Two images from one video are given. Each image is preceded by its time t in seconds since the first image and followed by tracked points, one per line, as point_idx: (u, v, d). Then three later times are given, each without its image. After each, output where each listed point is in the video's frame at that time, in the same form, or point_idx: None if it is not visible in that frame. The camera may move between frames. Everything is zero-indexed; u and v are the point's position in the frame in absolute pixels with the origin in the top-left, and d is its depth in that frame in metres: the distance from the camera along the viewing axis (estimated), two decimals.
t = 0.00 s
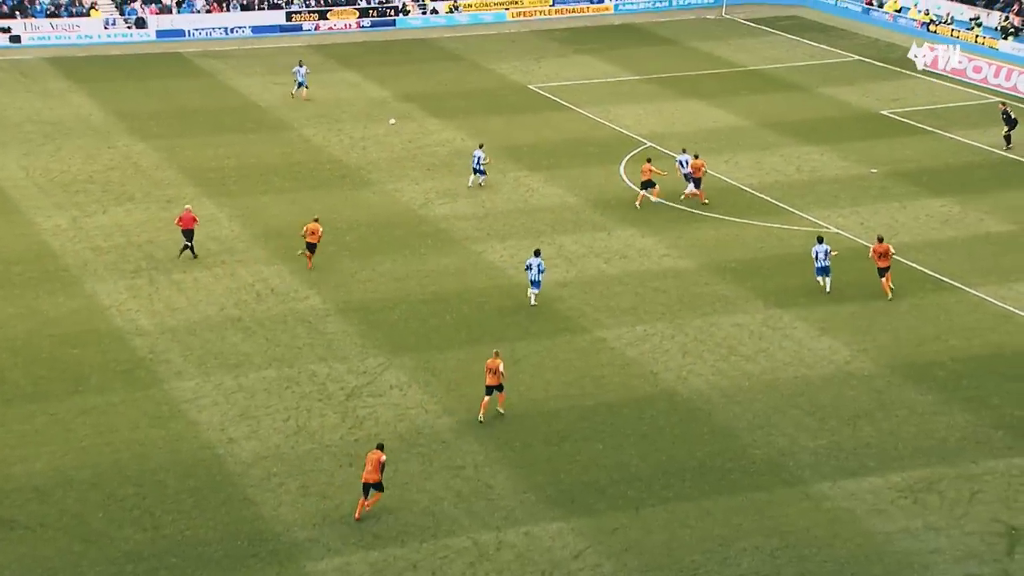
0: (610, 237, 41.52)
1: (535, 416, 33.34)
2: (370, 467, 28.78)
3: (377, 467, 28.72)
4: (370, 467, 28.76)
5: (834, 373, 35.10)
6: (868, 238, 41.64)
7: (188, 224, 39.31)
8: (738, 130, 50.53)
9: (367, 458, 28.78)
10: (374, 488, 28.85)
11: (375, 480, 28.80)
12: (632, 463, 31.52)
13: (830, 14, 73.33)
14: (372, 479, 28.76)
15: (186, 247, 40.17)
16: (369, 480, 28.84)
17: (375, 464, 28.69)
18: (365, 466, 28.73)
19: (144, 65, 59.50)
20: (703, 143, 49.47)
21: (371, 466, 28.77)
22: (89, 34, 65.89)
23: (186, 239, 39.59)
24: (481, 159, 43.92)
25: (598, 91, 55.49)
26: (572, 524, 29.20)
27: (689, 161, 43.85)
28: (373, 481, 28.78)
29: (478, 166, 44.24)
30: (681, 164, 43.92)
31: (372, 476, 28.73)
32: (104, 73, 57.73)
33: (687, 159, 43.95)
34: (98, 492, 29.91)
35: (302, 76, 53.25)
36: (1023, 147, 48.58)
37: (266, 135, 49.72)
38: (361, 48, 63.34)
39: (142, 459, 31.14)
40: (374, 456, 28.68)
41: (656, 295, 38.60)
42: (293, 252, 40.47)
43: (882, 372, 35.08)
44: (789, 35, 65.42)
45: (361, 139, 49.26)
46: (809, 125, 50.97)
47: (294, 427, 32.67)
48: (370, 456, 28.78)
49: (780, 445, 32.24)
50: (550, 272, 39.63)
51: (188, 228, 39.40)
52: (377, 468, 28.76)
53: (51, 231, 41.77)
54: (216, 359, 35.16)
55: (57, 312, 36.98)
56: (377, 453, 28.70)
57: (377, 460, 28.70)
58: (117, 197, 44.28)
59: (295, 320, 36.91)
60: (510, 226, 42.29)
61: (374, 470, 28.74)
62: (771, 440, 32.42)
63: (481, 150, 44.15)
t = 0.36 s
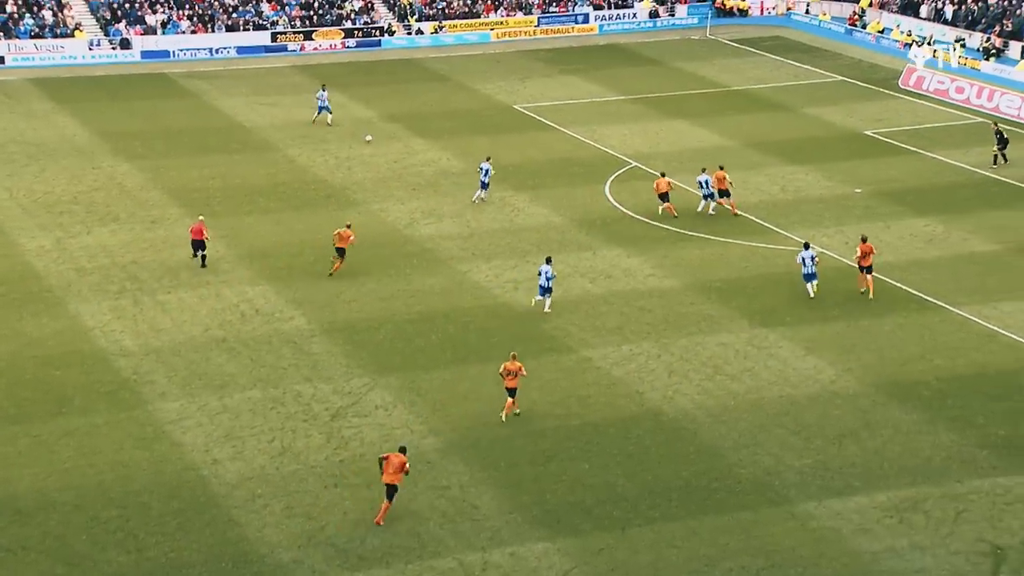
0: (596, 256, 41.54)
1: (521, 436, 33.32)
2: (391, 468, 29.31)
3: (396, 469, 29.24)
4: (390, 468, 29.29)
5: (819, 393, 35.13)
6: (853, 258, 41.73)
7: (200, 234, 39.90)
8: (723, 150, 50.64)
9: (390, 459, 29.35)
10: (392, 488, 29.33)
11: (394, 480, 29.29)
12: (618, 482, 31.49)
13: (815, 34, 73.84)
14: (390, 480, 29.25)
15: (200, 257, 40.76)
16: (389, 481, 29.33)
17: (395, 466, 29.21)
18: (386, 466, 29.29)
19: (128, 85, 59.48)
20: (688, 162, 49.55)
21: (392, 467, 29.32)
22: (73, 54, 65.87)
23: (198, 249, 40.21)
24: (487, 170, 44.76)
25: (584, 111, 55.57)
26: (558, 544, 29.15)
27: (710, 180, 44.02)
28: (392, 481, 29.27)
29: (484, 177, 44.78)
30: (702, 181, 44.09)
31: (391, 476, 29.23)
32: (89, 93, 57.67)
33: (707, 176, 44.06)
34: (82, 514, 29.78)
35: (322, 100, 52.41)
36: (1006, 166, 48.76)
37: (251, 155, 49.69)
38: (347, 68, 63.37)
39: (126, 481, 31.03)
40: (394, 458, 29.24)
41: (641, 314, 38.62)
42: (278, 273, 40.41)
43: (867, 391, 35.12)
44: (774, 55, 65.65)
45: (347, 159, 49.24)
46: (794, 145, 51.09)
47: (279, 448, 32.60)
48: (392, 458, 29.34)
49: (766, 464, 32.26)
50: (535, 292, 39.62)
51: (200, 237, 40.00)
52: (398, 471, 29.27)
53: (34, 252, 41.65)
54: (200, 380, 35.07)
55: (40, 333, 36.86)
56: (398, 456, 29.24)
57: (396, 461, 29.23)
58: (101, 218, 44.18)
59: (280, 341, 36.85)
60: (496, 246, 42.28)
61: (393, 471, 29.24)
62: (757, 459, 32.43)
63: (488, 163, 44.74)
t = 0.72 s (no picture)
0: (579, 270, 40.75)
1: (502, 456, 32.50)
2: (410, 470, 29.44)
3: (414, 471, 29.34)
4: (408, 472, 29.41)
5: (807, 410, 34.38)
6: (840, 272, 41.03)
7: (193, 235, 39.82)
8: (707, 163, 49.90)
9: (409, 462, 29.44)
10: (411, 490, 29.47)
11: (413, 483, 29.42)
12: (602, 502, 30.68)
13: (801, 44, 73.22)
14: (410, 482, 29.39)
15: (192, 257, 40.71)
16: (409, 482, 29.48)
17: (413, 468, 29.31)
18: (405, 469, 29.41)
19: (97, 96, 58.53)
20: (672, 175, 48.80)
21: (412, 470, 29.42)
22: (41, 65, 64.87)
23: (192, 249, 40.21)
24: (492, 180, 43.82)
25: (565, 122, 54.82)
26: (540, 566, 28.30)
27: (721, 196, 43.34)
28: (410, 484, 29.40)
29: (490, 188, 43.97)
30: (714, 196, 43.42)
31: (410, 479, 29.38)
32: (59, 105, 56.71)
33: (718, 193, 43.34)
34: (49, 538, 28.81)
35: (334, 116, 50.92)
36: (994, 179, 48.15)
37: (225, 168, 48.81)
38: (324, 79, 62.52)
39: (95, 504, 30.10)
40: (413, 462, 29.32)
41: (625, 330, 37.83)
42: (253, 288, 39.53)
43: (856, 408, 34.38)
44: (759, 66, 65.01)
45: (324, 172, 48.41)
46: (779, 157, 50.42)
47: (254, 469, 31.73)
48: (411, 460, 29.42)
49: (753, 483, 31.48)
50: (517, 307, 38.79)
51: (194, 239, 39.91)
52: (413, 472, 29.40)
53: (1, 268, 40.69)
54: (173, 399, 34.17)
55: (7, 351, 35.88)
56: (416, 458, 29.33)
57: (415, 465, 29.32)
58: (70, 233, 43.24)
59: (255, 358, 35.97)
60: (477, 261, 41.45)
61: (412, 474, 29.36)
62: (743, 478, 31.66)
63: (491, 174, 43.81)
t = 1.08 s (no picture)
0: (554, 280, 39.71)
1: (475, 473, 31.43)
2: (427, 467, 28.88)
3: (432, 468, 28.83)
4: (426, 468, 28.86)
5: (788, 424, 33.42)
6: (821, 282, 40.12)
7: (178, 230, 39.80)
8: (684, 171, 48.97)
9: (423, 457, 28.86)
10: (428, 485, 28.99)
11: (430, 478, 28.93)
12: (578, 520, 29.63)
13: (780, 49, 72.51)
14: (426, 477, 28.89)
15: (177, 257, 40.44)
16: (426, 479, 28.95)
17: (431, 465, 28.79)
18: (421, 466, 28.81)
19: (54, 103, 57.27)
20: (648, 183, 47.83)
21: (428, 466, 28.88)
22: None
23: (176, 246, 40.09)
24: (492, 185, 43.11)
25: (538, 130, 53.80)
26: None
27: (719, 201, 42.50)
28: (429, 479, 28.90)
29: (489, 193, 43.15)
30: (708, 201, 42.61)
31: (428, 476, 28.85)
32: (16, 113, 55.43)
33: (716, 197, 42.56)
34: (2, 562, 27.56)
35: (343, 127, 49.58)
36: (975, 187, 47.34)
37: (187, 177, 47.63)
38: (290, 85, 61.35)
39: (51, 526, 28.88)
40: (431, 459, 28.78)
41: (601, 343, 36.82)
42: (216, 301, 38.37)
43: (838, 423, 33.43)
44: (736, 72, 64.12)
45: (291, 181, 47.29)
46: (757, 165, 49.51)
47: (218, 488, 30.58)
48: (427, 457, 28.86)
49: (733, 500, 30.49)
50: (489, 320, 37.74)
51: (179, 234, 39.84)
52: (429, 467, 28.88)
53: None
54: (133, 417, 32.99)
55: None
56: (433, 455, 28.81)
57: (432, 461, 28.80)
58: (26, 244, 41.98)
59: (219, 374, 34.81)
60: (449, 272, 40.39)
61: (429, 471, 28.79)
62: (724, 496, 30.65)
63: (492, 177, 43.24)
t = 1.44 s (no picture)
0: (524, 293, 38.57)
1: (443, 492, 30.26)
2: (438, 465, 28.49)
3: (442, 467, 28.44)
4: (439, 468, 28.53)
5: (765, 439, 32.37)
6: (799, 293, 39.12)
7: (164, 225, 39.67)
8: (656, 178, 47.94)
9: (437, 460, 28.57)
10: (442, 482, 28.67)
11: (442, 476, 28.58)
12: (549, 540, 28.50)
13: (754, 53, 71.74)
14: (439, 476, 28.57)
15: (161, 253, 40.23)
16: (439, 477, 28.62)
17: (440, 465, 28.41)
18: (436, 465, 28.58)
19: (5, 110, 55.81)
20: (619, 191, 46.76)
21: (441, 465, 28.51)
22: None
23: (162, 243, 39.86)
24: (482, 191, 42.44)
25: (506, 136, 52.67)
26: None
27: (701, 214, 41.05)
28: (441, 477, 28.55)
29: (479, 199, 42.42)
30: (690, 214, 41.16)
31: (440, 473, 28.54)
32: None
33: (698, 209, 41.10)
34: None
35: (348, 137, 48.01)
36: (954, 194, 46.46)
37: (143, 186, 46.30)
38: (250, 90, 60.04)
39: None
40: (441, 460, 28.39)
41: (572, 356, 35.70)
42: (173, 315, 37.09)
43: (816, 438, 32.40)
44: (710, 77, 63.14)
45: (250, 190, 46.05)
46: (731, 173, 48.50)
47: (174, 509, 29.32)
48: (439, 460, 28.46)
49: (710, 518, 29.41)
50: (457, 333, 36.58)
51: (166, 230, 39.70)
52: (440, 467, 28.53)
53: None
54: (85, 436, 31.71)
55: None
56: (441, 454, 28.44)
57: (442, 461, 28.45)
58: None
59: (175, 391, 33.54)
60: (415, 283, 39.21)
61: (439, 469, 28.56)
62: (700, 514, 29.57)
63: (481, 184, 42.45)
